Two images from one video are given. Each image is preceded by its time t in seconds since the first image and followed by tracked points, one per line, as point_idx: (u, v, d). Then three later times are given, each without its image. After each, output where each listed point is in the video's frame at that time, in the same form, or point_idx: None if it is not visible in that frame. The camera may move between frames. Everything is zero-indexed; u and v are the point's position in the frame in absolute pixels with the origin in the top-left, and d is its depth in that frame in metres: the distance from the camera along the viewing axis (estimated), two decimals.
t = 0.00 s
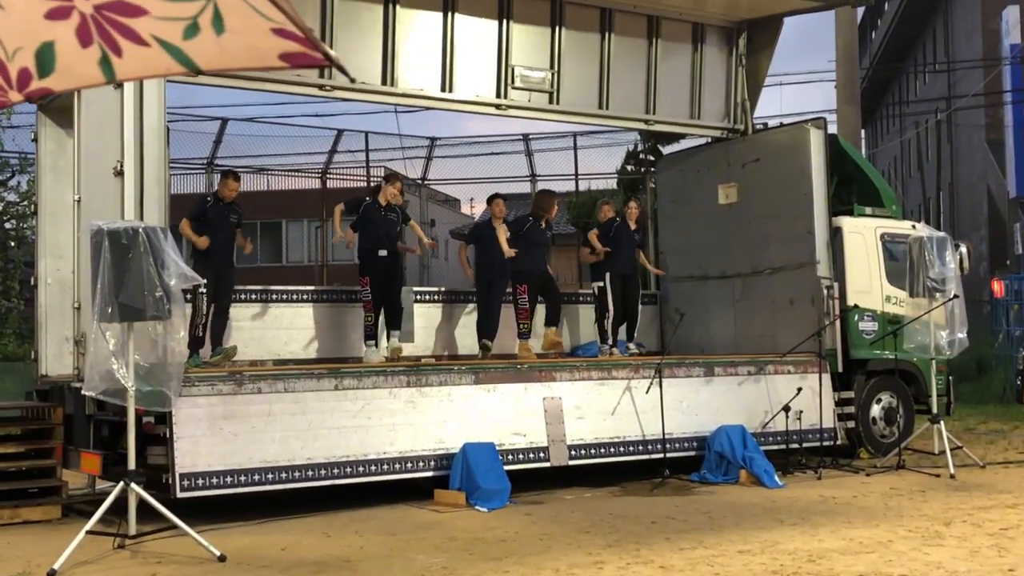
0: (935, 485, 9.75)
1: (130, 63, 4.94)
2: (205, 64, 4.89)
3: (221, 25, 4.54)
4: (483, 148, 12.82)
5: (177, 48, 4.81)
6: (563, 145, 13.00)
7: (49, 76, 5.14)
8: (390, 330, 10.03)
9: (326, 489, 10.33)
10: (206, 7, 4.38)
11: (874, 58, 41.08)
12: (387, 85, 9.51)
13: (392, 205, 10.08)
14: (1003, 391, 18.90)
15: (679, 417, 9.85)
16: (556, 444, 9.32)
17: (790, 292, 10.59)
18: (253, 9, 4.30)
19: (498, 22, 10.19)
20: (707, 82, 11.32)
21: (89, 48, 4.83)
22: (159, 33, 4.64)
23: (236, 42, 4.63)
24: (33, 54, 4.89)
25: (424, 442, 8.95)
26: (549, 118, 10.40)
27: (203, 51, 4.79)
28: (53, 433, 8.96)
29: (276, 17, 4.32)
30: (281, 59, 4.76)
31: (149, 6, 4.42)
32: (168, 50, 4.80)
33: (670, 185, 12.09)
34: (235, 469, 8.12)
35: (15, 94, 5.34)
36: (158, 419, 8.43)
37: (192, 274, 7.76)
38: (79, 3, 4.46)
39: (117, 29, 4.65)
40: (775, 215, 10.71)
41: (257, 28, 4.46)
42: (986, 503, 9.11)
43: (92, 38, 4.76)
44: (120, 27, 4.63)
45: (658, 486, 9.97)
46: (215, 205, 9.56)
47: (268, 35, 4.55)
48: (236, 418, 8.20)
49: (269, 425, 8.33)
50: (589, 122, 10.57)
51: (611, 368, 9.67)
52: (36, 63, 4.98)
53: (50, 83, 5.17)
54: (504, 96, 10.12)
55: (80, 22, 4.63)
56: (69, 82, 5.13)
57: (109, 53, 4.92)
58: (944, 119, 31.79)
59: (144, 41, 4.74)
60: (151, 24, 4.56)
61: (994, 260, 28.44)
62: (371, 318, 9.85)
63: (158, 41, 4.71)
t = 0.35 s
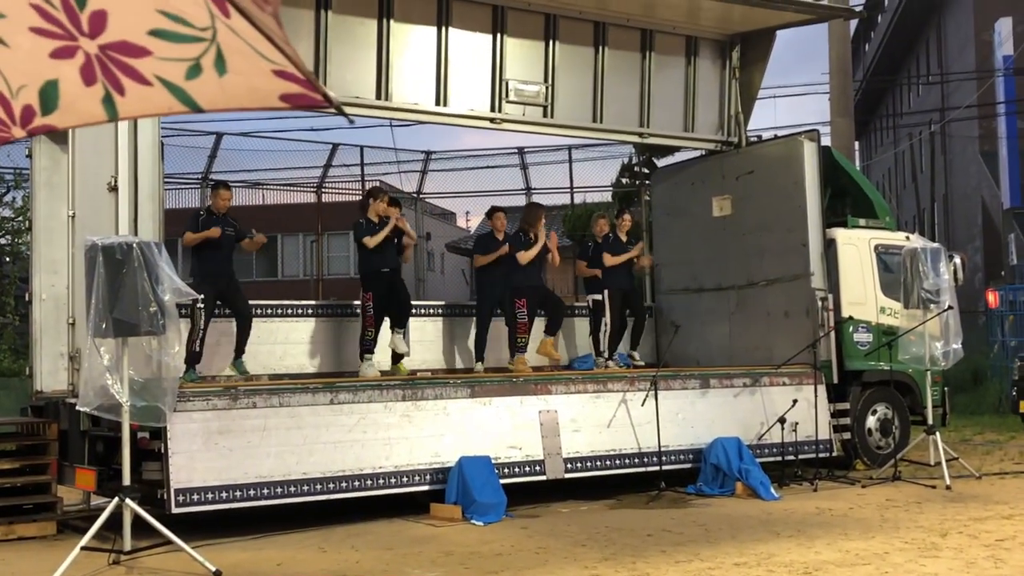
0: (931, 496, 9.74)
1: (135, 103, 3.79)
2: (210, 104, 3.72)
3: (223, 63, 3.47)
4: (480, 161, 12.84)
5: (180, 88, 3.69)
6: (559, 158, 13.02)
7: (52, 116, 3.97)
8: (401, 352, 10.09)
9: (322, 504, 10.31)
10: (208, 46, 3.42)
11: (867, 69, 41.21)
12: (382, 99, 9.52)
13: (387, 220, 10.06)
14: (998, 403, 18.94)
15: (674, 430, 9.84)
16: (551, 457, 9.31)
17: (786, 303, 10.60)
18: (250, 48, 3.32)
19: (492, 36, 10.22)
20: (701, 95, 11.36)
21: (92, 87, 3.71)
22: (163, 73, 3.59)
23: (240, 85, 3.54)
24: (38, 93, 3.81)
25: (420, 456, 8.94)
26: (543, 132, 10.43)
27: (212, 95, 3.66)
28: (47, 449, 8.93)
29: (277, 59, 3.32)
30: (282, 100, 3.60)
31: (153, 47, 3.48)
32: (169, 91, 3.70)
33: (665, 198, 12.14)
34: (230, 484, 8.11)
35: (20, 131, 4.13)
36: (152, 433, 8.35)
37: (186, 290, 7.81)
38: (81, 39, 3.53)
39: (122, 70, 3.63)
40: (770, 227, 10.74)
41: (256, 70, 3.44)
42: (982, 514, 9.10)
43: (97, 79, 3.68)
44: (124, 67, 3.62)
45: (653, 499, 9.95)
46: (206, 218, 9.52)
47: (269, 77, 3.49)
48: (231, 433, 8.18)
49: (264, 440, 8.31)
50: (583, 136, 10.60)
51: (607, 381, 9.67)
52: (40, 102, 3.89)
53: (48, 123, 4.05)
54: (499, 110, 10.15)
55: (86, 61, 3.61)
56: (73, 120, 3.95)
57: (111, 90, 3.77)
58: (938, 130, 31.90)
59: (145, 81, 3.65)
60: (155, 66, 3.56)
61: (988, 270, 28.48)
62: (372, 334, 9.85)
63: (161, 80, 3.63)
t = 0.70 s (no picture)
0: (922, 495, 9.77)
1: (135, 122, 3.77)
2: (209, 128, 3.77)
3: (223, 88, 3.42)
4: (472, 164, 12.86)
5: (181, 110, 3.64)
6: (549, 161, 13.05)
7: (48, 133, 3.95)
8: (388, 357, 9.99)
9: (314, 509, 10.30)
10: (210, 71, 3.33)
11: (857, 71, 41.30)
12: (372, 102, 9.52)
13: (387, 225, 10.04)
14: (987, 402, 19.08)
15: (666, 432, 9.85)
16: (544, 460, 9.31)
17: (776, 304, 10.62)
18: (253, 75, 3.26)
19: (482, 39, 10.23)
20: (690, 97, 11.38)
21: (92, 107, 3.66)
22: (162, 95, 3.54)
23: (240, 109, 3.51)
24: (37, 112, 3.75)
25: (411, 459, 8.94)
26: (534, 135, 10.43)
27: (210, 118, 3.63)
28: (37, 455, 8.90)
29: (280, 86, 3.26)
30: (282, 124, 3.60)
31: (153, 70, 3.37)
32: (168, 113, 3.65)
33: (655, 199, 12.16)
34: (222, 489, 8.10)
35: (17, 148, 4.15)
36: (144, 438, 8.38)
37: (176, 295, 7.81)
38: (81, 60, 3.36)
39: (122, 91, 3.54)
40: (760, 229, 10.76)
41: (259, 95, 3.37)
42: (973, 513, 9.12)
43: (96, 99, 3.61)
44: (125, 89, 3.53)
45: (645, 500, 9.95)
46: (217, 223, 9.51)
47: (272, 102, 3.42)
48: (223, 438, 8.17)
49: (255, 444, 8.30)
50: (573, 138, 10.60)
51: (598, 383, 9.67)
52: (38, 120, 3.84)
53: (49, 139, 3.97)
54: (489, 113, 10.15)
55: (85, 82, 3.49)
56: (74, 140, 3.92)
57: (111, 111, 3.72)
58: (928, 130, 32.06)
59: (144, 103, 3.60)
60: (155, 89, 3.47)
61: (978, 269, 28.60)
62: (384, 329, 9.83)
63: (161, 103, 3.59)
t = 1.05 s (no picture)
0: (913, 488, 9.79)
1: (127, 115, 3.56)
2: (201, 121, 3.52)
3: (219, 80, 3.29)
4: (462, 160, 12.87)
5: (175, 103, 3.47)
6: (540, 156, 13.06)
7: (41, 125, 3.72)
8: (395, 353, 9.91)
9: (305, 505, 10.28)
10: (204, 63, 3.21)
11: (846, 65, 41.44)
12: (361, 98, 9.50)
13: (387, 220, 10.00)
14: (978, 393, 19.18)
15: (658, 426, 9.86)
16: (535, 455, 9.31)
17: (766, 299, 10.64)
18: (248, 68, 3.13)
19: (471, 34, 10.21)
20: (681, 91, 11.38)
21: (85, 98, 3.48)
22: (158, 88, 3.38)
23: (236, 103, 3.36)
24: (29, 103, 3.58)
25: (403, 455, 8.93)
26: (524, 130, 10.42)
27: (201, 111, 3.46)
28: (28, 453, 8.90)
29: (275, 79, 3.14)
30: (278, 119, 3.44)
31: (147, 61, 3.26)
32: (163, 106, 3.48)
33: (646, 194, 12.16)
34: (213, 486, 8.08)
35: (9, 139, 3.91)
36: (134, 436, 8.39)
37: (166, 293, 7.78)
38: (74, 50, 3.25)
39: (117, 84, 3.38)
40: (750, 224, 10.77)
41: (254, 89, 3.24)
42: (964, 505, 9.14)
43: (90, 91, 3.43)
44: (118, 80, 3.37)
45: (637, 495, 9.96)
46: (213, 227, 9.56)
47: (267, 96, 3.29)
48: (213, 435, 8.15)
49: (246, 441, 8.28)
50: (563, 133, 10.60)
51: (590, 378, 9.67)
52: (31, 111, 3.65)
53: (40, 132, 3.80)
54: (479, 108, 10.14)
55: (79, 73, 3.35)
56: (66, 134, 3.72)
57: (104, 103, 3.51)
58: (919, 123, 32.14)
59: (139, 96, 3.44)
60: (149, 81, 3.34)
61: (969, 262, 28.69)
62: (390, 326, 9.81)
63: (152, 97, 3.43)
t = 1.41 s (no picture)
0: (903, 473, 9.84)
1: (103, 81, 3.57)
2: (177, 86, 3.61)
3: (198, 41, 3.48)
4: (452, 147, 12.89)
5: (152, 67, 3.55)
6: (530, 143, 13.10)
7: (19, 91, 3.65)
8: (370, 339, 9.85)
9: (296, 491, 10.29)
10: (182, 24, 3.40)
11: (838, 53, 41.50)
12: (352, 84, 9.50)
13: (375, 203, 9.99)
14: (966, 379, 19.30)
15: (648, 412, 9.89)
16: (526, 441, 9.33)
17: (756, 285, 10.67)
18: (227, 26, 3.37)
19: (461, 20, 10.21)
20: (671, 79, 11.39)
21: (60, 62, 3.48)
22: (136, 51, 3.48)
23: (213, 64, 3.54)
24: (5, 68, 3.54)
25: (394, 442, 8.93)
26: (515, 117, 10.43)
27: (180, 72, 3.55)
28: (18, 440, 8.83)
29: (255, 39, 3.41)
30: (257, 82, 3.68)
31: (124, 22, 3.38)
32: (138, 69, 3.55)
33: (637, 181, 12.17)
34: (204, 473, 8.08)
35: None
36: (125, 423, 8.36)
37: (156, 279, 7.77)
38: (52, 12, 3.33)
39: (91, 48, 3.46)
40: (741, 210, 10.79)
41: (234, 50, 3.48)
42: (953, 490, 9.19)
43: (66, 55, 3.47)
44: (96, 43, 3.45)
45: (627, 481, 9.99)
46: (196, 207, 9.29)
47: (245, 57, 3.53)
48: (204, 422, 8.14)
49: (237, 428, 8.28)
50: (554, 120, 10.61)
51: (580, 364, 9.69)
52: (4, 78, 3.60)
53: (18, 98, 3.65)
54: (470, 94, 10.13)
55: (55, 37, 3.42)
56: (40, 98, 3.62)
57: (82, 66, 3.53)
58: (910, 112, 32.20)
59: (115, 58, 3.48)
60: (126, 45, 3.45)
61: (958, 250, 28.80)
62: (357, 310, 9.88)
63: (131, 59, 3.50)
